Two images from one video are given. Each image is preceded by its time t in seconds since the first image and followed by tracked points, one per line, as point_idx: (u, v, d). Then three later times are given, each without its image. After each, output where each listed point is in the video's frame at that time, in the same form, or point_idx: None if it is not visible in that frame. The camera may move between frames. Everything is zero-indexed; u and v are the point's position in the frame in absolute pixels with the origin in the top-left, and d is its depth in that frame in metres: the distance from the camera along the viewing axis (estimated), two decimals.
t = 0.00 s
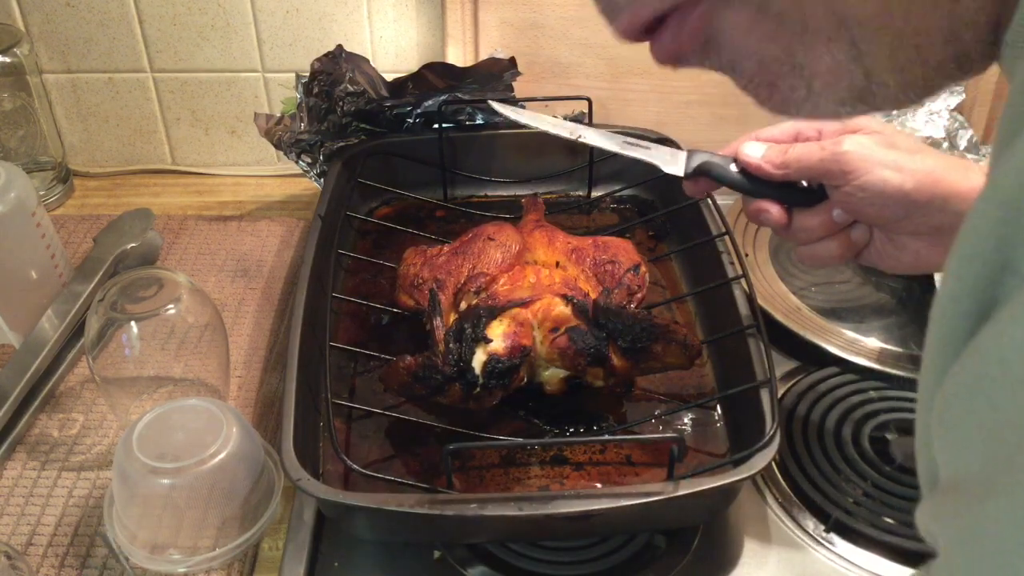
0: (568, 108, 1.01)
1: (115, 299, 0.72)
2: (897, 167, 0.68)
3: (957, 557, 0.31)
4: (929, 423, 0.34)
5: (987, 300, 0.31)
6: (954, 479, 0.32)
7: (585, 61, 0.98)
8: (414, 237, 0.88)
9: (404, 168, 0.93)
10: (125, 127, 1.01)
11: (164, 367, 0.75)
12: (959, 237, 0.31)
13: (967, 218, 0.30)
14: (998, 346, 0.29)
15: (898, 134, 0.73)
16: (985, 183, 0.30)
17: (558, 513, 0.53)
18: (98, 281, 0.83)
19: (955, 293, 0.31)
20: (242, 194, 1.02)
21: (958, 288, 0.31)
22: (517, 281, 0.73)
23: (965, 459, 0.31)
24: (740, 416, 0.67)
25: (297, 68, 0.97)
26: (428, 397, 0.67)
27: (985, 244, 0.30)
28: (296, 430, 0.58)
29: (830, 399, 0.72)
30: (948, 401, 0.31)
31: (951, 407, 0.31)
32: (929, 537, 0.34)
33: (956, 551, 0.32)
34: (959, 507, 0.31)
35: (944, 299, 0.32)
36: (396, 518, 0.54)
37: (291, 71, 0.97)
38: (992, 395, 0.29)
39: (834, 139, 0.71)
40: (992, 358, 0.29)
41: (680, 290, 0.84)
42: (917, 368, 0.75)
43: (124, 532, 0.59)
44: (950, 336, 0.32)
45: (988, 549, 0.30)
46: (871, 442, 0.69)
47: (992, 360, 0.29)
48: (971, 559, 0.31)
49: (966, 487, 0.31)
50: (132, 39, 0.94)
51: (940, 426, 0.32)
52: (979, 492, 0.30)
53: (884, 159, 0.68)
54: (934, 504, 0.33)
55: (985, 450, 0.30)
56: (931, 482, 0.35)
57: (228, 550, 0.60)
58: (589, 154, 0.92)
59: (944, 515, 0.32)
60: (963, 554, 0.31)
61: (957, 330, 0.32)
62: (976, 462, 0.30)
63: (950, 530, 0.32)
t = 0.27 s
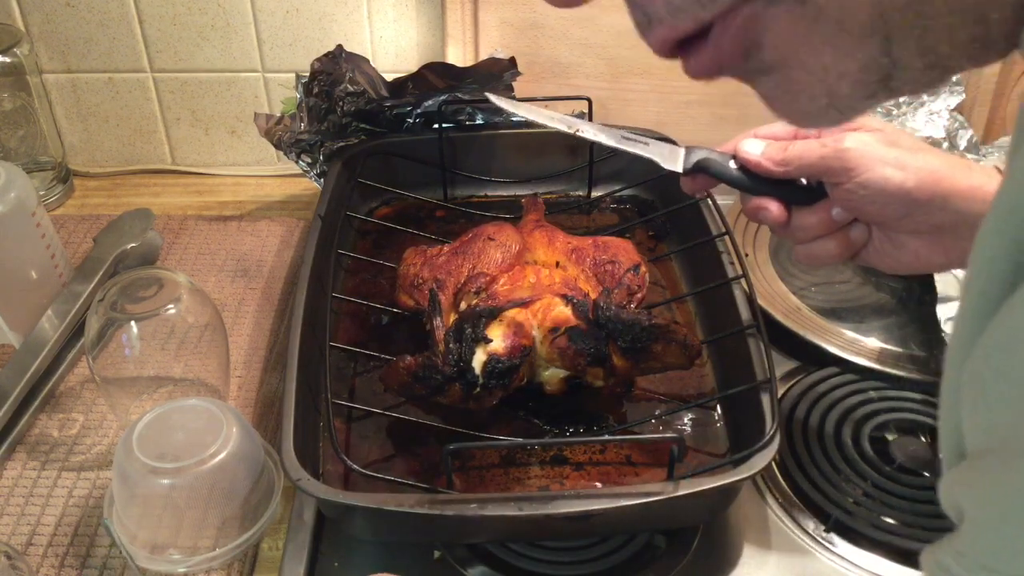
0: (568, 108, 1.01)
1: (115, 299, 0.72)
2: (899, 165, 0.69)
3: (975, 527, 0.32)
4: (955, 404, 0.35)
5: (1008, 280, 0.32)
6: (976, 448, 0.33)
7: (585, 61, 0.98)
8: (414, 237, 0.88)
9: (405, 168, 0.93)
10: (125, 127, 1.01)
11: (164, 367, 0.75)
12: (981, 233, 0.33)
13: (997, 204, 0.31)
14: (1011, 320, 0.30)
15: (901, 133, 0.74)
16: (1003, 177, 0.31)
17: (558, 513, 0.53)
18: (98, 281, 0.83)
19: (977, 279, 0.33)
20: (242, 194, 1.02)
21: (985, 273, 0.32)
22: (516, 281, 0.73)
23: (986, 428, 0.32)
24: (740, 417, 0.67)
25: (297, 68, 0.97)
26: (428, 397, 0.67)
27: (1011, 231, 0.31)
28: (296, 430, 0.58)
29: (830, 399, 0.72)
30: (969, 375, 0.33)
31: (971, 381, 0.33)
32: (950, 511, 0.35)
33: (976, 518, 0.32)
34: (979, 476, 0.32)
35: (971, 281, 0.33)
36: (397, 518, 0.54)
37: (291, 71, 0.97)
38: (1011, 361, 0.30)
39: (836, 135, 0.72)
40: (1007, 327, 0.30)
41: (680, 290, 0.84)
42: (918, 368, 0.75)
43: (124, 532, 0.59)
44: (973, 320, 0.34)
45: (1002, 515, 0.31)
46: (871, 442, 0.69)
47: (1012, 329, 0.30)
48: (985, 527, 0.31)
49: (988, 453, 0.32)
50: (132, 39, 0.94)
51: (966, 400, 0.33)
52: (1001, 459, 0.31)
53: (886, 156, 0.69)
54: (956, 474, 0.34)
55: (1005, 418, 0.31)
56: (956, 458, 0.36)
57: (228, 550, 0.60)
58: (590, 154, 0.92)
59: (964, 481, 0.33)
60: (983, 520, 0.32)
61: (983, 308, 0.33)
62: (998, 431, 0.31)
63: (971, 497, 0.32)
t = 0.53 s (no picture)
0: (568, 108, 1.01)
1: (115, 299, 0.72)
2: (903, 167, 0.69)
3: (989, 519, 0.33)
4: (963, 398, 0.35)
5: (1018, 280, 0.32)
6: (989, 443, 0.33)
7: (585, 61, 0.98)
8: (414, 237, 0.88)
9: (405, 168, 0.93)
10: (125, 127, 1.01)
11: (164, 367, 0.75)
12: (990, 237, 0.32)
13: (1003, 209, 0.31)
14: None
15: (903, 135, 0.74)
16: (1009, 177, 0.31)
17: (558, 513, 0.53)
18: (98, 281, 0.83)
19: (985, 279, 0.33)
20: (242, 194, 1.02)
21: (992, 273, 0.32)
22: (517, 281, 0.73)
23: (1002, 423, 0.32)
24: (740, 417, 0.67)
25: (297, 68, 0.97)
26: (428, 397, 0.67)
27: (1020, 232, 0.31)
28: (296, 430, 0.58)
29: (830, 399, 0.72)
30: (982, 371, 0.33)
31: (984, 377, 0.33)
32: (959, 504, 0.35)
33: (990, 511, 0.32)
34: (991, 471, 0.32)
35: (979, 281, 0.33)
36: (397, 518, 0.54)
37: (291, 71, 0.97)
38: None
39: (839, 139, 0.71)
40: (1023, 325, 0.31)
41: (680, 290, 0.84)
42: (918, 368, 0.75)
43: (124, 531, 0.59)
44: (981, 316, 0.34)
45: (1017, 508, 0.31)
46: (871, 442, 0.69)
47: None
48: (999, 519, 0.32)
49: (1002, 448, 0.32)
50: (132, 39, 0.94)
51: (979, 395, 0.33)
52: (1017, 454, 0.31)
53: (890, 158, 0.69)
54: (965, 467, 0.34)
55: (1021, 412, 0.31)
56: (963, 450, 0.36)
57: (228, 550, 0.60)
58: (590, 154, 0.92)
59: (975, 476, 0.33)
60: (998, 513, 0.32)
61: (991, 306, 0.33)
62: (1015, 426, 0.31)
63: (982, 492, 0.33)
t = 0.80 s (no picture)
0: (568, 108, 1.01)
1: (115, 299, 0.72)
2: (891, 165, 0.69)
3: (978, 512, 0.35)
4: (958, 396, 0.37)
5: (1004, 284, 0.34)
6: (982, 438, 0.35)
7: (585, 61, 0.98)
8: (414, 237, 0.88)
9: (405, 167, 0.93)
10: (125, 127, 1.01)
11: (164, 367, 0.75)
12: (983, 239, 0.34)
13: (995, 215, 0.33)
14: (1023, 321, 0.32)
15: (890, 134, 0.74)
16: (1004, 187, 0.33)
17: (558, 513, 0.53)
18: (98, 281, 0.83)
19: (981, 280, 0.35)
20: (242, 194, 1.02)
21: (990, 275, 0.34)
22: (517, 281, 0.73)
23: (995, 419, 0.34)
24: (740, 417, 0.67)
25: (297, 68, 0.97)
26: (428, 397, 0.67)
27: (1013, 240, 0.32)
28: (296, 430, 0.58)
29: (830, 399, 0.72)
30: (977, 369, 0.35)
31: (980, 375, 0.35)
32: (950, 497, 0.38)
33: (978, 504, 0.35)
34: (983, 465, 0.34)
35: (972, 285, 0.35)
36: (396, 518, 0.54)
37: (291, 71, 0.97)
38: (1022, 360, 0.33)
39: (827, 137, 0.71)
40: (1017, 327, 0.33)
41: (680, 290, 0.84)
42: (918, 368, 0.75)
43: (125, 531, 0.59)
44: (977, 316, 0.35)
45: (1006, 506, 0.33)
46: (871, 442, 0.69)
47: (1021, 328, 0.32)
48: (986, 512, 0.34)
49: (993, 444, 0.34)
50: (132, 39, 0.94)
51: (973, 393, 0.35)
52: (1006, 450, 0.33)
53: (877, 156, 0.69)
54: (958, 465, 0.36)
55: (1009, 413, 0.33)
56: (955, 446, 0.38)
57: (228, 550, 0.60)
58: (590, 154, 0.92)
59: (967, 473, 0.35)
60: (984, 507, 0.34)
61: (986, 306, 0.35)
62: (1007, 422, 0.34)
63: (971, 484, 0.35)
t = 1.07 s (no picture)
0: (568, 108, 1.01)
1: (115, 299, 0.72)
2: (890, 176, 0.68)
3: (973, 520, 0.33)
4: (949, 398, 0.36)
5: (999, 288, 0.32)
6: (976, 444, 0.34)
7: (585, 61, 0.98)
8: (414, 237, 0.88)
9: (405, 168, 0.93)
10: (125, 127, 1.01)
11: (164, 367, 0.75)
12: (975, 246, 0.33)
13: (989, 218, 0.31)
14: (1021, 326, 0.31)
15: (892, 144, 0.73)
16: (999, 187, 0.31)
17: (558, 513, 0.53)
18: (98, 281, 0.83)
19: (973, 284, 0.33)
20: (242, 194, 1.02)
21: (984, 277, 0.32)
22: (517, 281, 0.73)
23: (988, 427, 0.33)
24: (740, 417, 0.67)
25: (297, 68, 0.97)
26: (428, 397, 0.67)
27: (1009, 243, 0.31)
28: (296, 430, 0.58)
29: (830, 399, 0.72)
30: (971, 374, 0.33)
31: (972, 380, 0.33)
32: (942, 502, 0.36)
33: (972, 511, 0.33)
34: (978, 472, 0.33)
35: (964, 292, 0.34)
36: (397, 518, 0.54)
37: (291, 71, 0.97)
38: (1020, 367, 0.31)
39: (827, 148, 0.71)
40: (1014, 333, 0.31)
41: (680, 290, 0.84)
42: (918, 369, 0.75)
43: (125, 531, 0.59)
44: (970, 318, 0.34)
45: (1000, 514, 0.32)
46: (871, 442, 0.69)
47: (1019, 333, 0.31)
48: (982, 520, 0.33)
49: (989, 450, 0.33)
50: (132, 39, 0.94)
51: (966, 397, 0.34)
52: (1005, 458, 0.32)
53: (877, 168, 0.68)
54: (953, 475, 0.35)
55: (1006, 420, 0.32)
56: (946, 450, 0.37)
57: (228, 550, 0.60)
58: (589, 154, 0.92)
59: (961, 481, 0.34)
60: (978, 514, 0.33)
61: (979, 309, 0.33)
62: (1001, 429, 0.32)
63: (966, 490, 0.34)
